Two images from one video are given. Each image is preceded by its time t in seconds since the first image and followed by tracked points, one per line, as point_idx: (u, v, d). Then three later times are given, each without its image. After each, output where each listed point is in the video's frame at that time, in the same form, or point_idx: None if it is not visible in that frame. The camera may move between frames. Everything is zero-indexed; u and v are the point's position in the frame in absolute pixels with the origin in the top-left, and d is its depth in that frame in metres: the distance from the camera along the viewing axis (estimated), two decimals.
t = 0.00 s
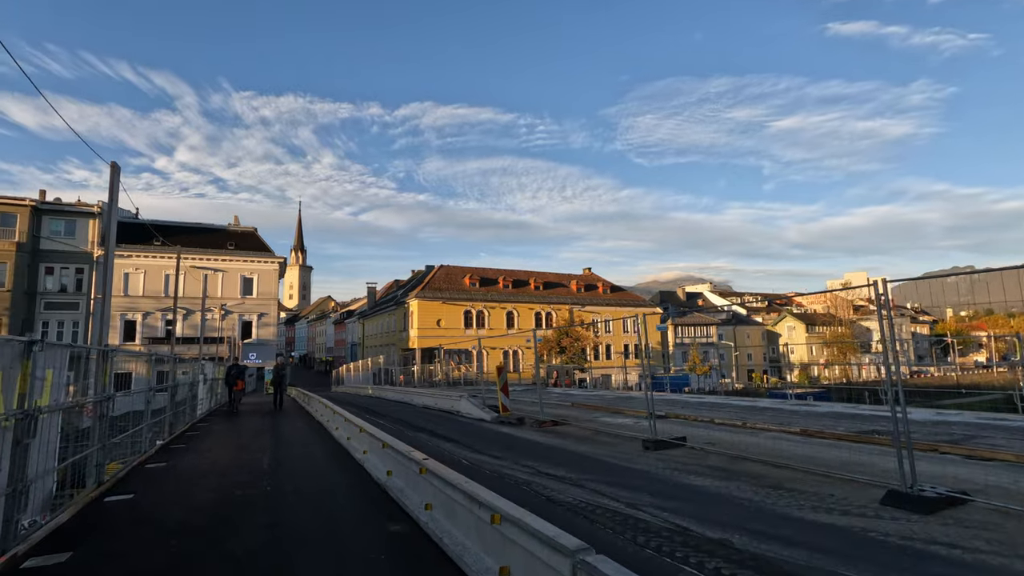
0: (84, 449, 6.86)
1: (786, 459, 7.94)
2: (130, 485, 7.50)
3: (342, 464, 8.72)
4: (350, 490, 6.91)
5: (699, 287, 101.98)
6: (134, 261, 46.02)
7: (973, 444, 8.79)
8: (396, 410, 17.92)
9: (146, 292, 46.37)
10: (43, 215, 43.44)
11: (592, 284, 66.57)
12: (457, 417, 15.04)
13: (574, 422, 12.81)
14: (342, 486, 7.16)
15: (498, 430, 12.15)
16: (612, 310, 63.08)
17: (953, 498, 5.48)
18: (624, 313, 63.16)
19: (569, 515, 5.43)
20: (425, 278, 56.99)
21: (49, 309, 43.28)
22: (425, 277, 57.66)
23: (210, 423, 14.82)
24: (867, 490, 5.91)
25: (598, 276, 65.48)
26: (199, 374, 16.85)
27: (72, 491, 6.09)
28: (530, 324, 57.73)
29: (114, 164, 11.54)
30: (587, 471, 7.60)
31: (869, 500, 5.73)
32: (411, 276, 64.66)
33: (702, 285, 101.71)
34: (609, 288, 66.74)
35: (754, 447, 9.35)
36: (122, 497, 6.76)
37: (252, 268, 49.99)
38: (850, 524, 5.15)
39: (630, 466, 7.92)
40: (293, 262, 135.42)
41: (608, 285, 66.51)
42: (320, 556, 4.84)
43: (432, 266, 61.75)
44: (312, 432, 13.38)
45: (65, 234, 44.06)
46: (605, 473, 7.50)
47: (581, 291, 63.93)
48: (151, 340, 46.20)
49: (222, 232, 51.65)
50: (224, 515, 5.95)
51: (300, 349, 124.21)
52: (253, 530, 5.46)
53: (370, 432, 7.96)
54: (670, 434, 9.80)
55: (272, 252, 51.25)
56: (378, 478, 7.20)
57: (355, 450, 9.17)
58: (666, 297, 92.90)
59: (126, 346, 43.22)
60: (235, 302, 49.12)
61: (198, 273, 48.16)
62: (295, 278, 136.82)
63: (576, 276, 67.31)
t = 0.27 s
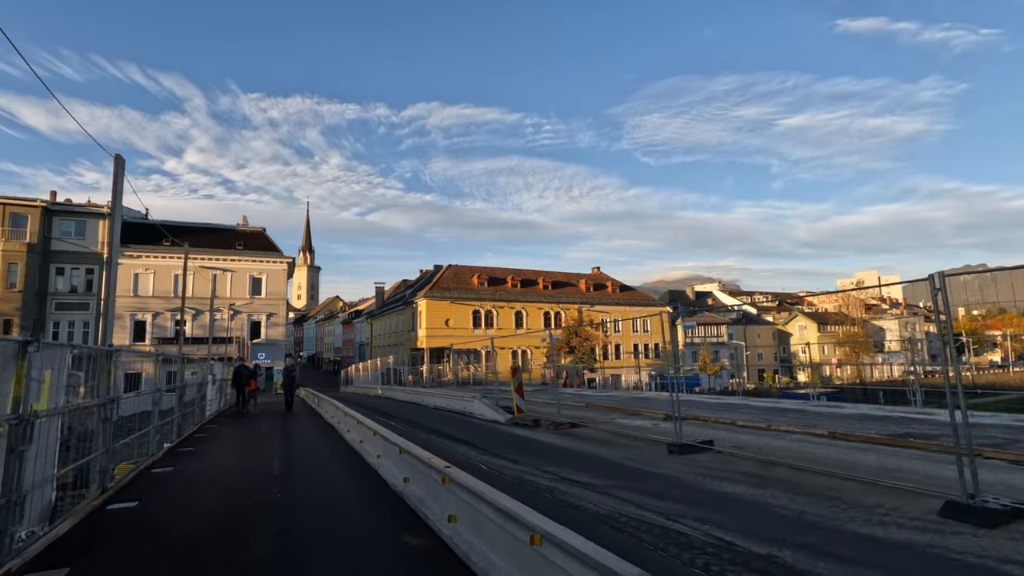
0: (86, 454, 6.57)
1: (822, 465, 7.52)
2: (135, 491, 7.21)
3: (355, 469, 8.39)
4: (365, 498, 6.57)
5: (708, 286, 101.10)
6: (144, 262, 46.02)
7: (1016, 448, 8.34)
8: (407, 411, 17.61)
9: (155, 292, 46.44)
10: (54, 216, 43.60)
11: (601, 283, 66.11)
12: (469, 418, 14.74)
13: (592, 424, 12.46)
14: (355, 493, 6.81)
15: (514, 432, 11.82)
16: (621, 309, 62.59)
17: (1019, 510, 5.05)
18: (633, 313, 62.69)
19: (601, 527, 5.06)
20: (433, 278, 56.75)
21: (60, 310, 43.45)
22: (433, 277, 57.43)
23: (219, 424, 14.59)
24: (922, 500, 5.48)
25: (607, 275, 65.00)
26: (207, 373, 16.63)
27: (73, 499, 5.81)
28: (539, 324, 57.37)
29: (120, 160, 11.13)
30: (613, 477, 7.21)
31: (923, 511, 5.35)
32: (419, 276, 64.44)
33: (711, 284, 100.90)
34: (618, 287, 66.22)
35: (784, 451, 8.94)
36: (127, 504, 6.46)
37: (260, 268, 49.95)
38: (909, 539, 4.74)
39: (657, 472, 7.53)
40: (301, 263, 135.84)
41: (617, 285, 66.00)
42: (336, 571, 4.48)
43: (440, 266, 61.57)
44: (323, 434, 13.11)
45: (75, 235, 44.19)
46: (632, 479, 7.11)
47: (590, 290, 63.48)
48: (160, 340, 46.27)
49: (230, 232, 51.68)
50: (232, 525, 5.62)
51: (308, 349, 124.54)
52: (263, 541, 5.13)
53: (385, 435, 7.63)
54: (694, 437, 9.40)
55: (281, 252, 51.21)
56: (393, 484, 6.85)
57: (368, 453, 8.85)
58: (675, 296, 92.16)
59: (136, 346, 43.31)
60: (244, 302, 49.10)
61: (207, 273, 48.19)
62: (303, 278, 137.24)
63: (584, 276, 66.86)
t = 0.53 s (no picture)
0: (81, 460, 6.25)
1: (859, 473, 7.10)
2: (135, 499, 6.89)
3: (365, 475, 8.03)
4: (376, 508, 6.19)
5: (716, 285, 100.18)
6: (152, 262, 46.04)
7: None
8: (417, 412, 17.29)
9: (163, 292, 46.45)
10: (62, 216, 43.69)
11: (609, 283, 65.70)
12: (480, 420, 14.38)
13: (608, 427, 12.06)
14: (366, 503, 6.45)
15: (528, 435, 11.42)
16: (630, 309, 62.14)
17: None
18: (641, 312, 62.16)
19: (634, 543, 4.65)
20: (440, 278, 56.53)
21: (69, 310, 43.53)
22: (440, 277, 57.22)
23: (226, 426, 14.29)
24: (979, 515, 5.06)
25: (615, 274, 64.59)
26: (213, 374, 16.34)
27: (69, 509, 5.50)
28: (547, 324, 56.96)
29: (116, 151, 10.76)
30: (638, 485, 6.80)
31: (981, 526, 4.95)
32: (425, 276, 64.19)
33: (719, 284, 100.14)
34: (626, 286, 65.77)
35: (813, 457, 8.53)
36: (126, 513, 6.14)
37: (267, 268, 49.87)
38: (971, 558, 4.32)
39: (683, 479, 7.11)
40: (309, 263, 136.14)
41: (625, 284, 65.54)
42: None
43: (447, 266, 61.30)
44: (330, 436, 12.75)
45: (83, 235, 44.25)
46: (658, 488, 6.69)
47: (598, 289, 63.08)
48: (168, 341, 46.26)
49: (238, 232, 51.66)
50: (235, 539, 5.26)
51: (316, 349, 124.80)
52: (268, 558, 4.76)
53: (396, 439, 7.24)
54: (719, 441, 9.01)
55: (288, 252, 51.10)
56: (405, 493, 6.47)
57: (378, 458, 8.48)
58: (684, 296, 91.41)
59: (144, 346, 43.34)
60: (252, 302, 49.04)
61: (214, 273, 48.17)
62: (310, 279, 137.52)
63: (592, 275, 66.47)
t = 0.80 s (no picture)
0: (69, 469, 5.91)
1: (901, 484, 6.65)
2: (130, 507, 6.55)
3: (373, 481, 7.65)
4: (385, 519, 5.79)
5: (723, 284, 99.48)
6: (158, 262, 45.94)
7: None
8: (424, 413, 16.94)
9: (169, 292, 46.36)
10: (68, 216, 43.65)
11: (616, 282, 65.30)
12: (490, 421, 14.05)
13: (622, 429, 11.68)
14: (374, 513, 6.05)
15: (540, 437, 11.05)
16: (636, 308, 61.76)
17: None
18: (648, 312, 61.69)
19: (671, 561, 4.25)
20: (446, 277, 56.23)
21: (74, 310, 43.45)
22: (446, 276, 56.94)
23: (229, 427, 13.97)
24: None
25: (621, 274, 64.22)
26: (217, 374, 16.00)
27: (55, 520, 5.17)
28: (553, 324, 56.60)
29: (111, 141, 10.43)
30: (664, 493, 6.38)
31: None
32: (431, 276, 63.90)
33: (725, 283, 99.59)
34: (633, 286, 65.35)
35: (843, 462, 8.12)
36: (119, 522, 5.80)
37: (273, 268, 49.69)
38: None
39: (711, 487, 6.69)
40: (314, 264, 136.29)
41: (632, 283, 65.12)
42: None
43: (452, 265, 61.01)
44: (335, 437, 12.42)
45: (89, 235, 44.20)
46: (686, 496, 6.27)
47: (604, 289, 62.68)
48: (173, 341, 46.17)
49: (243, 232, 51.54)
50: (234, 552, 4.87)
51: (321, 349, 124.97)
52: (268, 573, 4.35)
53: (405, 444, 6.87)
54: (743, 444, 8.59)
55: (293, 251, 50.93)
56: (416, 501, 6.09)
57: (386, 462, 8.12)
58: (690, 296, 90.71)
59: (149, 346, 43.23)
60: (257, 302, 48.88)
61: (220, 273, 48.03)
62: (316, 279, 137.61)
63: (598, 275, 66.10)
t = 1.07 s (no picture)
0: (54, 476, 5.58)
1: (945, 491, 6.27)
2: (126, 516, 6.26)
3: (381, 486, 7.32)
4: (395, 528, 5.46)
5: (730, 284, 98.65)
6: (163, 262, 45.84)
7: None
8: (432, 415, 16.59)
9: (174, 292, 46.26)
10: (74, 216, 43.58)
11: (622, 282, 64.89)
12: (500, 423, 13.69)
13: (638, 431, 11.28)
14: (383, 522, 5.72)
15: (553, 440, 10.68)
16: (643, 308, 61.33)
17: None
18: (654, 312, 61.18)
19: None
20: (452, 277, 55.95)
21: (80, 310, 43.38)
22: (451, 276, 56.66)
23: (233, 428, 13.66)
24: None
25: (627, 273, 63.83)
26: (221, 375, 15.69)
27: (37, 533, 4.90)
28: (559, 324, 56.18)
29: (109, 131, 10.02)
30: (690, 502, 6.01)
31: None
32: (436, 276, 63.61)
33: (731, 283, 98.99)
34: (639, 285, 64.92)
35: (875, 467, 7.74)
36: (113, 532, 5.51)
37: (278, 268, 49.54)
38: None
39: (741, 495, 6.31)
40: (319, 264, 136.33)
41: (638, 283, 64.69)
42: None
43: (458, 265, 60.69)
44: (341, 439, 12.11)
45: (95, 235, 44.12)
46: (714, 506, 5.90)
47: (611, 288, 62.28)
48: (179, 341, 46.06)
49: (248, 232, 51.40)
50: (234, 565, 4.55)
51: (326, 350, 124.99)
52: None
53: (417, 448, 6.51)
54: (769, 449, 8.20)
55: (298, 251, 50.74)
56: (428, 509, 5.76)
57: (395, 467, 7.77)
58: (697, 295, 89.98)
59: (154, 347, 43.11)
60: (262, 302, 48.73)
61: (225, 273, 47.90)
62: (321, 279, 137.57)
63: (604, 274, 65.70)
